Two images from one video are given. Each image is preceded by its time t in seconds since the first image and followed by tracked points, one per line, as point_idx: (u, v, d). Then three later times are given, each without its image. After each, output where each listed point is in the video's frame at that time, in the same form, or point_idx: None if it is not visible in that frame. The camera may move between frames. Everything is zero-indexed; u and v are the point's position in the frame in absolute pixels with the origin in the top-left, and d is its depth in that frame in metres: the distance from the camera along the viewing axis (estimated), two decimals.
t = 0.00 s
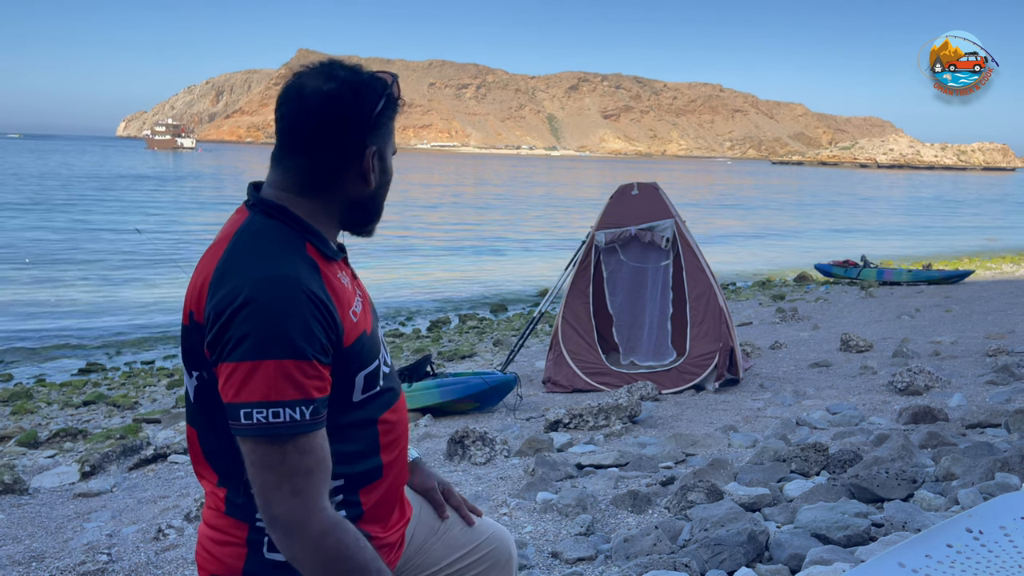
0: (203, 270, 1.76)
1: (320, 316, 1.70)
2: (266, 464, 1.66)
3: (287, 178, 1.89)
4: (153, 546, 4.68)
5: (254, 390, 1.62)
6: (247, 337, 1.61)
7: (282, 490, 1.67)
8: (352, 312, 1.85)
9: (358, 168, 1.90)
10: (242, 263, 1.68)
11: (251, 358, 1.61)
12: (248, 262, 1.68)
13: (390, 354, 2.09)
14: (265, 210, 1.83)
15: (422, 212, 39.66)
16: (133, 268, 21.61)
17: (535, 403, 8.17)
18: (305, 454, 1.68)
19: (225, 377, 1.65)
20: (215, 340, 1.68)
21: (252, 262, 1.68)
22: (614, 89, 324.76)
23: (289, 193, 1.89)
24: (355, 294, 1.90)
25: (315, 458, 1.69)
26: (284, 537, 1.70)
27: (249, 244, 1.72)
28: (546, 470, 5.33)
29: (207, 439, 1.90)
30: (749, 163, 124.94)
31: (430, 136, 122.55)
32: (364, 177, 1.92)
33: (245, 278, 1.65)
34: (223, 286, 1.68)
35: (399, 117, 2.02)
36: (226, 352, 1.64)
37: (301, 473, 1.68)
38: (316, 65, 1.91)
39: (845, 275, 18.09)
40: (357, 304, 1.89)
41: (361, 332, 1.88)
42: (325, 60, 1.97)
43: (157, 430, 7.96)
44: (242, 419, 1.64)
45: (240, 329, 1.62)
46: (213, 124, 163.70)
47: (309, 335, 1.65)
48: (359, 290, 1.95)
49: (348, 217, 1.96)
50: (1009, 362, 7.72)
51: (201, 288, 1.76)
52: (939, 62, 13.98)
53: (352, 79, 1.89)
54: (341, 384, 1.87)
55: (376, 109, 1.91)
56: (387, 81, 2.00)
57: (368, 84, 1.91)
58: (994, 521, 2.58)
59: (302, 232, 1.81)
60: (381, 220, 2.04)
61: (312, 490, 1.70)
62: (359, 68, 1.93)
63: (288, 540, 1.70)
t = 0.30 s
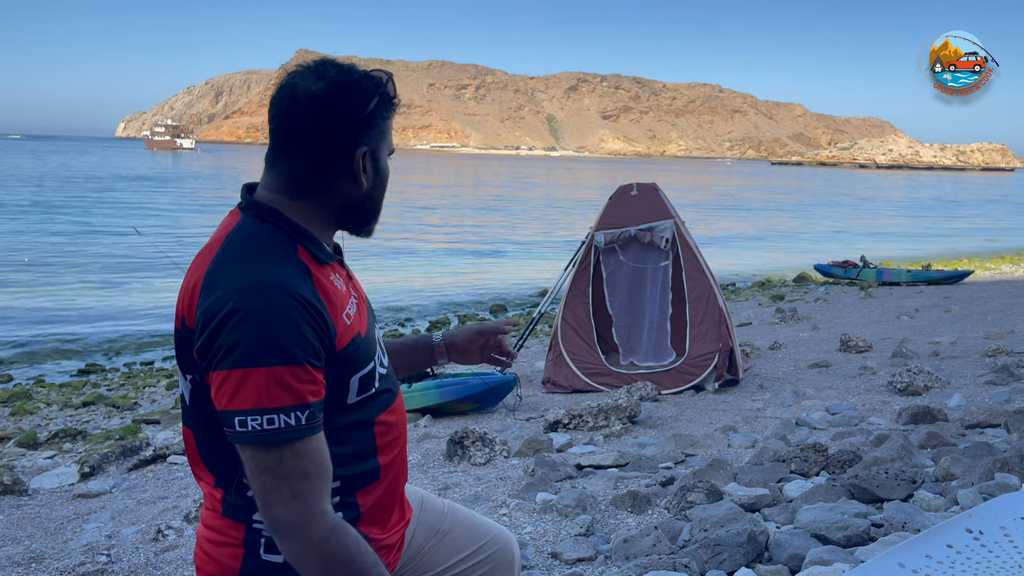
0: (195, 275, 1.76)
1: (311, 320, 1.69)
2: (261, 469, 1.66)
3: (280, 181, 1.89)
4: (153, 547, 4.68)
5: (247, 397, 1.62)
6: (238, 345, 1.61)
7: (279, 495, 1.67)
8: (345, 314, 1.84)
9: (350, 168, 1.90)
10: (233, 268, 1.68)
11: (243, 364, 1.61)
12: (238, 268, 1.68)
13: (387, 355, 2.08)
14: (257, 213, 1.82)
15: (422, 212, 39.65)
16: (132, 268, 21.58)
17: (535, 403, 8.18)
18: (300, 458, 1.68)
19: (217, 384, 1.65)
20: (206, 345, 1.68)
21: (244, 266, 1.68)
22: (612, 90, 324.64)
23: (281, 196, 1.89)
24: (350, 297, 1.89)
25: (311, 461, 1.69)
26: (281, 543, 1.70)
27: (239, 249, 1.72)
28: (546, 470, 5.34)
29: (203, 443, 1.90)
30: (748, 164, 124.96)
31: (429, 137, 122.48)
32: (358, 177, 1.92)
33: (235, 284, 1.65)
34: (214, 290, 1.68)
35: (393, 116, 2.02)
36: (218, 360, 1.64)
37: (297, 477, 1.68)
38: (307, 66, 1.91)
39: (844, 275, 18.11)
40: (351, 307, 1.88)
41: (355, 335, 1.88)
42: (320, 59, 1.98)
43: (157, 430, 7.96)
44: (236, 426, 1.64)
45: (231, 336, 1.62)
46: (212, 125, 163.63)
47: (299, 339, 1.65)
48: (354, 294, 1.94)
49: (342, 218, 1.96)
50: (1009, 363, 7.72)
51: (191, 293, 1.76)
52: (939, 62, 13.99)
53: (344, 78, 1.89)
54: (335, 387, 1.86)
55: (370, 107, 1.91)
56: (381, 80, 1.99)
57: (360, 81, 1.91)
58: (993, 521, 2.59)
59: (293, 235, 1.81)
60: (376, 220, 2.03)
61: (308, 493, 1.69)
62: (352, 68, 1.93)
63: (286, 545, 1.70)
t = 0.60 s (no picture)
0: (188, 276, 1.76)
1: (305, 319, 1.69)
2: (260, 468, 1.66)
3: (270, 182, 1.89)
4: (152, 548, 4.67)
5: (242, 397, 1.62)
6: (232, 345, 1.61)
7: (278, 495, 1.67)
8: (340, 312, 1.84)
9: (340, 166, 1.89)
10: (224, 269, 1.68)
11: (237, 364, 1.61)
12: (229, 268, 1.68)
13: (384, 355, 2.08)
14: (247, 214, 1.82)
15: (422, 213, 39.65)
16: (131, 269, 21.57)
17: (534, 404, 8.17)
18: (300, 456, 1.67)
19: (212, 385, 1.65)
20: (200, 347, 1.68)
21: (236, 267, 1.68)
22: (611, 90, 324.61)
23: (272, 197, 1.89)
24: (344, 295, 1.89)
25: (309, 460, 1.69)
26: (282, 542, 1.70)
27: (231, 249, 1.72)
28: (546, 471, 5.33)
29: (201, 445, 1.90)
30: (747, 164, 124.94)
31: (428, 137, 122.46)
32: (347, 175, 1.91)
33: (227, 284, 1.65)
34: (207, 291, 1.67)
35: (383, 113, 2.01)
36: (211, 361, 1.64)
37: (297, 476, 1.68)
38: (295, 66, 1.91)
39: (843, 275, 18.12)
40: (345, 305, 1.88)
41: (351, 332, 1.88)
42: (308, 59, 1.98)
43: (156, 431, 7.96)
44: (232, 427, 1.64)
45: (224, 337, 1.62)
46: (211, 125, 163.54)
47: (292, 337, 1.65)
48: (349, 292, 1.94)
49: (334, 217, 1.96)
50: (1007, 363, 7.73)
51: (184, 294, 1.76)
52: (939, 62, 14.00)
53: (332, 77, 1.89)
54: (332, 387, 1.86)
55: (358, 105, 1.91)
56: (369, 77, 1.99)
57: (348, 79, 1.91)
58: (992, 522, 2.58)
59: (285, 234, 1.81)
60: (369, 219, 2.04)
61: (307, 494, 1.69)
62: (340, 65, 1.93)
63: (284, 544, 1.70)
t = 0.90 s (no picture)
0: (185, 276, 1.76)
1: (302, 318, 1.69)
2: (260, 467, 1.66)
3: (266, 182, 1.90)
4: (151, 548, 4.68)
5: (241, 396, 1.62)
6: (230, 345, 1.61)
7: (278, 493, 1.67)
8: (338, 310, 1.84)
9: (334, 166, 1.89)
10: (221, 269, 1.68)
11: (234, 363, 1.61)
12: (226, 268, 1.68)
13: (385, 354, 2.08)
14: (244, 214, 1.83)
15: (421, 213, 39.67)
16: (131, 270, 21.57)
17: (534, 404, 8.17)
18: (300, 454, 1.67)
19: (211, 384, 1.65)
20: (197, 347, 1.68)
21: (233, 266, 1.68)
22: (611, 90, 324.69)
23: (268, 197, 1.89)
24: (343, 293, 1.89)
25: (308, 457, 1.69)
26: (282, 540, 1.70)
27: (227, 249, 1.72)
28: (545, 472, 5.33)
29: (200, 446, 1.89)
30: (747, 165, 124.98)
31: (428, 137, 122.50)
32: (342, 174, 1.91)
33: (224, 285, 1.65)
34: (204, 291, 1.68)
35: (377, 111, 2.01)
36: (209, 360, 1.64)
37: (297, 475, 1.68)
38: (288, 66, 1.91)
39: (843, 276, 18.14)
40: (344, 303, 1.88)
41: (350, 330, 1.88)
42: (302, 58, 1.98)
43: (156, 431, 7.96)
44: (231, 426, 1.64)
45: (221, 337, 1.62)
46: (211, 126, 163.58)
47: (289, 336, 1.65)
48: (348, 291, 1.94)
49: (330, 216, 1.96)
50: (1007, 363, 7.73)
51: (182, 295, 1.76)
52: (939, 62, 14.01)
53: (325, 76, 1.89)
54: (331, 385, 1.86)
55: (352, 104, 1.90)
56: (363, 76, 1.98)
57: (341, 77, 1.91)
58: (991, 523, 2.59)
59: (282, 233, 1.81)
60: (367, 219, 2.04)
61: (307, 493, 1.69)
62: (334, 65, 1.93)
63: (283, 543, 1.70)
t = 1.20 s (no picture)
0: (188, 275, 1.76)
1: (303, 316, 1.69)
2: (261, 465, 1.66)
3: (268, 182, 1.90)
4: (150, 549, 4.67)
5: (242, 394, 1.62)
6: (231, 342, 1.61)
7: (279, 491, 1.67)
8: (339, 309, 1.84)
9: (335, 167, 1.88)
10: (221, 267, 1.68)
11: (234, 360, 1.61)
12: (227, 266, 1.68)
13: (385, 354, 2.09)
14: (246, 212, 1.82)
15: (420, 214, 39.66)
16: (130, 270, 21.57)
17: (533, 405, 8.17)
18: (300, 452, 1.67)
19: (212, 382, 1.65)
20: (197, 345, 1.68)
21: (235, 264, 1.68)
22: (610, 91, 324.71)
23: (271, 197, 1.89)
24: (344, 294, 1.89)
25: (309, 456, 1.69)
26: (282, 538, 1.69)
27: (230, 247, 1.72)
28: (544, 472, 5.33)
29: (201, 445, 1.89)
30: (746, 166, 124.95)
31: (428, 138, 122.47)
32: (343, 176, 1.90)
33: (225, 282, 1.65)
34: (206, 289, 1.67)
35: (381, 115, 2.00)
36: (210, 358, 1.64)
37: (298, 472, 1.68)
38: (293, 69, 1.92)
39: (842, 276, 18.14)
40: (345, 303, 1.88)
41: (351, 330, 1.88)
42: (309, 61, 1.99)
43: (155, 432, 7.96)
44: (232, 424, 1.64)
45: (223, 334, 1.62)
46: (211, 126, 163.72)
47: (290, 334, 1.64)
48: (350, 292, 1.93)
49: (333, 217, 1.95)
50: (1007, 364, 7.72)
51: (184, 294, 1.76)
52: (939, 62, 14.01)
53: (327, 78, 1.89)
54: (332, 383, 1.86)
55: (353, 106, 1.90)
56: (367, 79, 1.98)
57: (342, 80, 1.91)
58: (989, 523, 2.59)
59: (283, 232, 1.81)
60: (372, 221, 2.02)
61: (308, 490, 1.69)
62: (337, 67, 1.93)
63: (284, 541, 1.70)
